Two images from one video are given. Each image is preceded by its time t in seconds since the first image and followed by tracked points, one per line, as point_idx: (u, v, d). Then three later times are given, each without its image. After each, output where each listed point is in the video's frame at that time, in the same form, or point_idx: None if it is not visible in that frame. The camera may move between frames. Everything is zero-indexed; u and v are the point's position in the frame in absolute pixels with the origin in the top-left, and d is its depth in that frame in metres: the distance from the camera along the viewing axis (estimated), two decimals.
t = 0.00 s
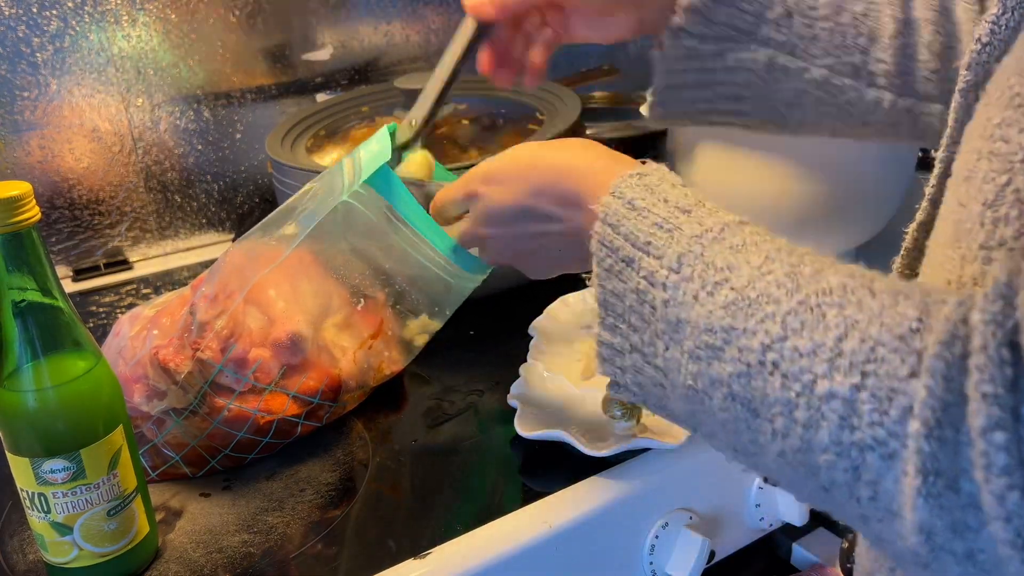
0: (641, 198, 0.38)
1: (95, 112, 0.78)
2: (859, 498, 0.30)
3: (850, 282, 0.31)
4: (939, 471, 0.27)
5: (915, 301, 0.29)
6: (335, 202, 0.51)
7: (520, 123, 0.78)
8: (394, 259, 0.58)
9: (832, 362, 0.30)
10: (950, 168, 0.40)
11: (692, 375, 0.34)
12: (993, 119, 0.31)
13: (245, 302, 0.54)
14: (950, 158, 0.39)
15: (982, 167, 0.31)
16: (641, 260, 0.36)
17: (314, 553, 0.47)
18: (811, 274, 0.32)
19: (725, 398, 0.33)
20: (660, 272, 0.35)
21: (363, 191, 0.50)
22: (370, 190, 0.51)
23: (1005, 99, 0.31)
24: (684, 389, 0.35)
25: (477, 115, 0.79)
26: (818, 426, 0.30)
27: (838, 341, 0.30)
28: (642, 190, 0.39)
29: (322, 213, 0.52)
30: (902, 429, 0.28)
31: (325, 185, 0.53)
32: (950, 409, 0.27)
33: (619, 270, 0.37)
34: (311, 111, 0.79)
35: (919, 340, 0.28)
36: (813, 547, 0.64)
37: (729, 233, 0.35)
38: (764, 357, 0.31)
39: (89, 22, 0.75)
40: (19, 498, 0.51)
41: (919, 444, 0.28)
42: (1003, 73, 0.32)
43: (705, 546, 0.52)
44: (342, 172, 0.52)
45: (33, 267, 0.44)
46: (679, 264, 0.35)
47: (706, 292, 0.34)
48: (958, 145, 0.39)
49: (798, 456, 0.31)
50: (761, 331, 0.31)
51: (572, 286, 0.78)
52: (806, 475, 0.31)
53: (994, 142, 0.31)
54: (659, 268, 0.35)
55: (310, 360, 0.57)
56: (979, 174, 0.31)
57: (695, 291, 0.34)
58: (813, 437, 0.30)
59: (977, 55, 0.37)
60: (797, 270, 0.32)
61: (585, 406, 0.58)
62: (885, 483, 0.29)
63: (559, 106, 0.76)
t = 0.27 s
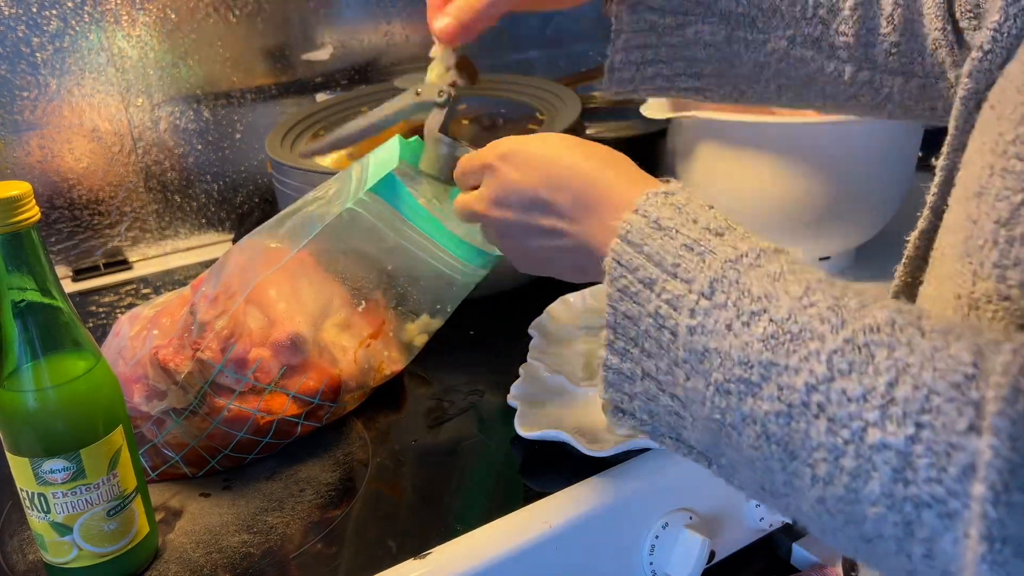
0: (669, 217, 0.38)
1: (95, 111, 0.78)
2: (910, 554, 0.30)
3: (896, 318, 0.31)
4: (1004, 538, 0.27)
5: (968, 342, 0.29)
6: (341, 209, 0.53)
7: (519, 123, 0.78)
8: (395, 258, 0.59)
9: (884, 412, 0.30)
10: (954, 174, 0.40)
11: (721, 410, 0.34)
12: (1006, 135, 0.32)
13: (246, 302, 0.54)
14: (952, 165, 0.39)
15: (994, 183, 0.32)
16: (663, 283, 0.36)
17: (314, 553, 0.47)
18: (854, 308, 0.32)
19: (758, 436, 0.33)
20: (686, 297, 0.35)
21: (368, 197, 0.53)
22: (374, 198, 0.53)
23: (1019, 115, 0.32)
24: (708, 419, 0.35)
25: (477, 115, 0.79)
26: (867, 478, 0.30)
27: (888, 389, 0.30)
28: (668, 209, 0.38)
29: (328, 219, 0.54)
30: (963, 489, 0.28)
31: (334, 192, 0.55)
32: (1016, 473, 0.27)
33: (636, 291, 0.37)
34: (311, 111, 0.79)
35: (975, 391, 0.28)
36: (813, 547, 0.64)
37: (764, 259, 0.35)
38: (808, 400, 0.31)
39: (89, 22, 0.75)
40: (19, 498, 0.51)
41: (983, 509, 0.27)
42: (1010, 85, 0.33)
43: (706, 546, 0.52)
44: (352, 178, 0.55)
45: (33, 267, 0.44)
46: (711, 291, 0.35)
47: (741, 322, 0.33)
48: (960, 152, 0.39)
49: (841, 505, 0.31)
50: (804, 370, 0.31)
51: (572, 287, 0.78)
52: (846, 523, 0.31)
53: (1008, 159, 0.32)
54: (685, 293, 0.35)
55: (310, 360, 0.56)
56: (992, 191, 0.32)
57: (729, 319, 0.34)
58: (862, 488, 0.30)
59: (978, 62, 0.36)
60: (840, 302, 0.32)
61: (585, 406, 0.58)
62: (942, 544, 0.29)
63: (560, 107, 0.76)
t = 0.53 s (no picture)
0: (639, 226, 0.37)
1: (95, 111, 0.78)
2: (909, 562, 0.31)
3: (883, 324, 0.32)
4: (1004, 547, 0.28)
5: (957, 349, 0.30)
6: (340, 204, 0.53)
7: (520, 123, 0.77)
8: (396, 258, 0.59)
9: (877, 424, 0.30)
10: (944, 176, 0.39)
11: (707, 422, 0.34)
12: (987, 135, 0.33)
13: (246, 302, 0.54)
14: (943, 165, 0.39)
15: (976, 182, 0.33)
16: (645, 295, 0.36)
17: (314, 553, 0.47)
18: (839, 316, 0.32)
19: (747, 449, 0.33)
20: (669, 309, 0.35)
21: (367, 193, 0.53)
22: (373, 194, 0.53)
23: (1000, 114, 0.32)
24: (691, 431, 0.35)
25: (477, 115, 0.78)
26: (863, 490, 0.30)
27: (880, 401, 0.30)
28: (642, 218, 0.37)
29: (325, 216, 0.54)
30: (961, 499, 0.29)
31: (329, 190, 0.54)
32: (1014, 481, 0.28)
33: (617, 302, 0.37)
34: (310, 111, 0.78)
35: (969, 401, 0.29)
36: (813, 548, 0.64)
37: (742, 266, 0.35)
38: (799, 414, 0.31)
39: (89, 22, 0.75)
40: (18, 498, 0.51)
41: (982, 519, 0.28)
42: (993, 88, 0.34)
43: (706, 546, 0.52)
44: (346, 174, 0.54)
45: (33, 267, 0.44)
46: (692, 302, 0.34)
47: (727, 334, 0.33)
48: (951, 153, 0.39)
49: (835, 517, 0.31)
50: (792, 384, 0.32)
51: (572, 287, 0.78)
52: (841, 534, 0.32)
53: (989, 159, 0.32)
54: (666, 305, 0.35)
55: (310, 359, 0.56)
56: (973, 190, 0.33)
57: (713, 332, 0.34)
58: (857, 501, 0.31)
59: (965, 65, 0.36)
60: (824, 310, 0.32)
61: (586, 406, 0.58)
62: (941, 553, 0.30)
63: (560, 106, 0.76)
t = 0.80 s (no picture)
0: (645, 196, 0.37)
1: (95, 111, 0.78)
2: (904, 549, 0.30)
3: (892, 307, 0.31)
4: (1008, 537, 0.27)
5: (968, 333, 0.29)
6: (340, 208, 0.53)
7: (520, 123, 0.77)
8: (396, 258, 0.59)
9: (882, 406, 0.30)
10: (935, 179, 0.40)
11: (706, 397, 0.34)
12: (986, 136, 0.33)
13: (246, 302, 0.54)
14: (934, 169, 0.40)
15: (977, 184, 0.33)
16: (647, 266, 0.36)
17: (314, 553, 0.47)
18: (848, 297, 0.32)
19: (747, 428, 0.33)
20: (671, 282, 0.35)
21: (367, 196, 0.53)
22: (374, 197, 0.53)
23: (1000, 115, 0.32)
24: (689, 406, 0.35)
25: (477, 115, 0.78)
26: (864, 473, 0.30)
27: (886, 383, 0.30)
28: (648, 187, 0.37)
29: (328, 217, 0.54)
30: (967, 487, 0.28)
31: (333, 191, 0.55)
32: None
33: (620, 273, 0.37)
34: (310, 111, 0.78)
35: (978, 386, 0.28)
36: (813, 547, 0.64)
37: (749, 241, 0.35)
38: (801, 393, 0.31)
39: (89, 22, 0.75)
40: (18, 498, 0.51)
41: (988, 507, 0.27)
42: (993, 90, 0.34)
43: (706, 546, 0.52)
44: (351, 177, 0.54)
45: (33, 267, 0.44)
46: (695, 276, 0.35)
47: (730, 310, 0.33)
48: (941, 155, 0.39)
49: (834, 499, 0.31)
50: (796, 362, 0.31)
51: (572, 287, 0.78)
52: (838, 517, 0.31)
53: (990, 161, 0.32)
54: (668, 277, 0.35)
55: (311, 359, 0.57)
56: (974, 192, 0.33)
57: (717, 307, 0.34)
58: (858, 484, 0.30)
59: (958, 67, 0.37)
60: (832, 290, 0.32)
61: (586, 406, 0.58)
62: (940, 541, 0.29)
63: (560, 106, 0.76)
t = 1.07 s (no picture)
0: (658, 187, 0.38)
1: (95, 111, 0.78)
2: (854, 498, 0.30)
3: (858, 281, 0.31)
4: (931, 476, 0.27)
5: (922, 305, 0.29)
6: (340, 208, 0.54)
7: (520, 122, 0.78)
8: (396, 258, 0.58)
9: (835, 362, 0.29)
10: (953, 173, 0.39)
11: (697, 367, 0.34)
12: (994, 126, 0.33)
13: (245, 302, 0.54)
14: (952, 161, 0.39)
15: (982, 174, 0.33)
16: (652, 249, 0.36)
17: (314, 553, 0.47)
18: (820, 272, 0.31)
19: (726, 391, 0.33)
20: (674, 263, 0.35)
21: (366, 198, 0.53)
22: (375, 198, 0.53)
23: (1007, 106, 0.32)
24: (685, 378, 0.35)
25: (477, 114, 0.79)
26: (815, 426, 0.30)
27: (841, 342, 0.29)
28: (660, 179, 0.38)
29: (327, 220, 0.54)
30: (897, 433, 0.28)
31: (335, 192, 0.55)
32: (946, 415, 0.27)
33: (630, 258, 0.37)
34: (310, 111, 0.78)
35: (922, 345, 0.28)
36: (813, 547, 0.64)
37: (743, 227, 0.34)
38: (766, 353, 0.31)
39: (89, 21, 0.75)
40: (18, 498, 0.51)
41: (913, 448, 0.27)
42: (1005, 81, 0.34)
43: (706, 546, 0.52)
44: (351, 179, 0.55)
45: (33, 267, 0.44)
46: (691, 255, 0.35)
47: (715, 284, 0.33)
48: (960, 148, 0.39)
49: (795, 453, 0.31)
50: (765, 326, 0.31)
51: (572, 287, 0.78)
52: (801, 472, 0.31)
53: (994, 150, 0.32)
54: (671, 258, 0.35)
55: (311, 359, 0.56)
56: (980, 181, 0.33)
57: (704, 282, 0.34)
58: (811, 437, 0.30)
59: (977, 59, 0.38)
60: (807, 266, 0.32)
61: (587, 406, 0.58)
62: (879, 488, 0.29)
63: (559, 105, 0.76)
